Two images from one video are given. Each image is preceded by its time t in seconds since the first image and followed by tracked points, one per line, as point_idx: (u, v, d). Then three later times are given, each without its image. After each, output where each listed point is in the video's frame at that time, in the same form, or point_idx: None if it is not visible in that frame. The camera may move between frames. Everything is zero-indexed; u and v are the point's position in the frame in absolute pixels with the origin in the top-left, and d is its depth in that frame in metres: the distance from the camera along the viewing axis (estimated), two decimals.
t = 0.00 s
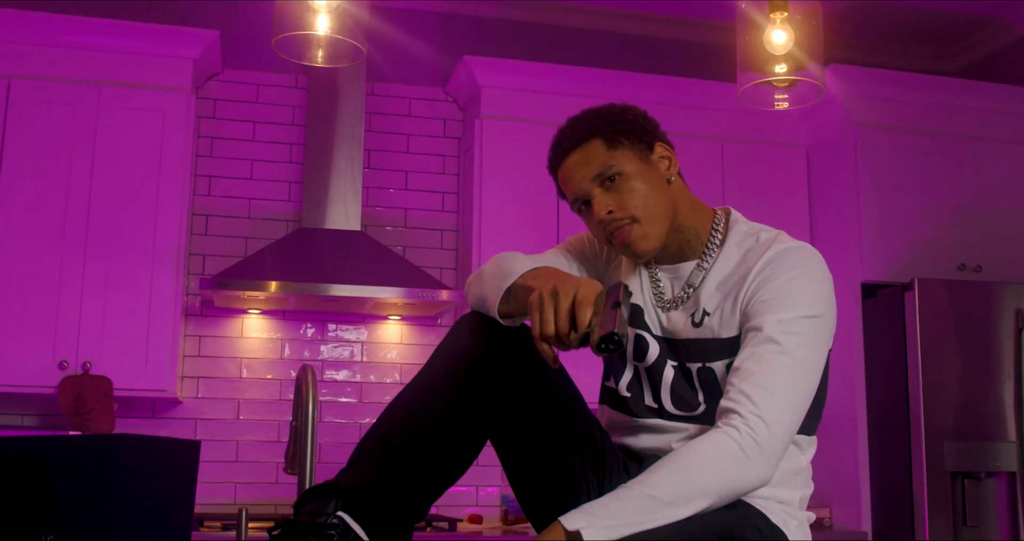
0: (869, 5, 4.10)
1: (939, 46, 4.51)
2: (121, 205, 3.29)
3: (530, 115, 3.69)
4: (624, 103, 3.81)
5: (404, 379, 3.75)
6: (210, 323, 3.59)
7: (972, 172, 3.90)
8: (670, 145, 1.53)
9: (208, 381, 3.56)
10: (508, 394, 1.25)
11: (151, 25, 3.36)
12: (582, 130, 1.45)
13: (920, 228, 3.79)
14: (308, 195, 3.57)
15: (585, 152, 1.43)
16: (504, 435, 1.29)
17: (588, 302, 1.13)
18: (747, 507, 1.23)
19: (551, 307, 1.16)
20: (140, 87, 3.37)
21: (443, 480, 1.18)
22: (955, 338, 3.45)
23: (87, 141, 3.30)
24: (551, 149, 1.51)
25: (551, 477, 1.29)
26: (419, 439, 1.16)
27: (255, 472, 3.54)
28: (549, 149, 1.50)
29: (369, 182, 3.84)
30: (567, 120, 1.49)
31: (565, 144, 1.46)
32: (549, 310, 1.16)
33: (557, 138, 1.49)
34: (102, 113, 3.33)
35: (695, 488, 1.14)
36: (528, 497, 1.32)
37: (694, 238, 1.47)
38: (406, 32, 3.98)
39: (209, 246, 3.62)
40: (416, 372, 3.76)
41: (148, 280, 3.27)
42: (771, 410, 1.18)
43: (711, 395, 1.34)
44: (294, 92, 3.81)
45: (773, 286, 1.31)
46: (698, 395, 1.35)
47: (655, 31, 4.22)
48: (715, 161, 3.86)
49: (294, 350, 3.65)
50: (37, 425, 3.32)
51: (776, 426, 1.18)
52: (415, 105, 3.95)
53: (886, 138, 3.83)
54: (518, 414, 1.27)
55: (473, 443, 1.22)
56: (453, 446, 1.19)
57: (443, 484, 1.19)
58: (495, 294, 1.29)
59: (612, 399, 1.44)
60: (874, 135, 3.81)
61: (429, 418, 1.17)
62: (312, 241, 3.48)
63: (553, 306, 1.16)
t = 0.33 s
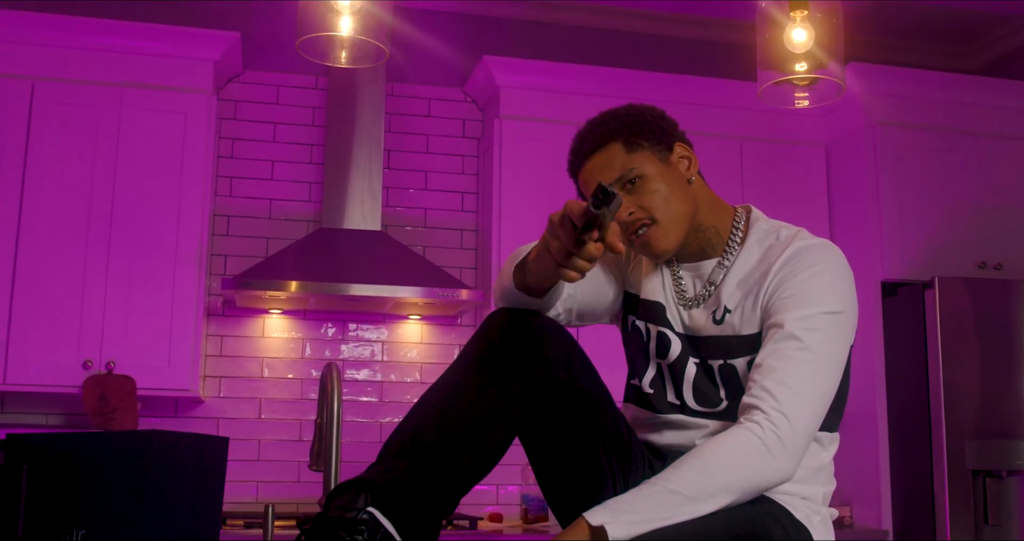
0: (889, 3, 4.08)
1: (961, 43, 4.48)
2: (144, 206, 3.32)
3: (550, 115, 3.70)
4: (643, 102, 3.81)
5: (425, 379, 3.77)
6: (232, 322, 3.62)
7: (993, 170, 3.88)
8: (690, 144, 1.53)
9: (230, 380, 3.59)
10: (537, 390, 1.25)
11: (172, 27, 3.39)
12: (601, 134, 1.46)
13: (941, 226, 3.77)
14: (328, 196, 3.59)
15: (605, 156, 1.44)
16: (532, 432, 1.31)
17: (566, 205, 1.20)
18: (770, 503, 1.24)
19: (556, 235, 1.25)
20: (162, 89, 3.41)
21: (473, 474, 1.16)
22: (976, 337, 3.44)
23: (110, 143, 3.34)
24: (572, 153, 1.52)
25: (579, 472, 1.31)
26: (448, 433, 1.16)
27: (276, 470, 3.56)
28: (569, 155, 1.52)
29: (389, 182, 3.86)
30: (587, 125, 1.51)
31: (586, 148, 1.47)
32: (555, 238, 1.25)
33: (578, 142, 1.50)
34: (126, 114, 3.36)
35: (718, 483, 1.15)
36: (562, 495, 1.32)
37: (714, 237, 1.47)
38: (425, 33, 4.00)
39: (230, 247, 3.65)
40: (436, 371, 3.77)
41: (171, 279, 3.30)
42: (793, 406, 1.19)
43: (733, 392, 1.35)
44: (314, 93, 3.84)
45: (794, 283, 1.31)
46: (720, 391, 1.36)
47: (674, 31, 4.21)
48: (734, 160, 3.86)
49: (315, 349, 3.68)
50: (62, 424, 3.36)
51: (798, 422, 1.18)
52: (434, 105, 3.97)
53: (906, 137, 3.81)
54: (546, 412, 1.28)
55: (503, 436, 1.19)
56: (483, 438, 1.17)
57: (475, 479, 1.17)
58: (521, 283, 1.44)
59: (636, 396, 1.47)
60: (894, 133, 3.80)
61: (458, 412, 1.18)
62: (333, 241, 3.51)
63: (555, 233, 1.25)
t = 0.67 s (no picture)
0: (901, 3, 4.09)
1: (972, 44, 4.49)
2: (160, 207, 3.35)
3: (562, 115, 3.72)
4: (654, 103, 3.83)
5: (438, 378, 3.78)
6: (247, 322, 3.64)
7: (1004, 171, 3.88)
8: (708, 147, 1.54)
9: (244, 379, 3.62)
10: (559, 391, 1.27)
11: (187, 29, 3.42)
12: (619, 139, 1.47)
13: (952, 227, 3.78)
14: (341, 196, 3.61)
15: (624, 161, 1.46)
16: (554, 431, 1.33)
17: (601, 222, 1.24)
18: (790, 501, 1.26)
19: (590, 250, 1.28)
20: (177, 90, 3.44)
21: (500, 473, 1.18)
22: (987, 337, 3.45)
23: (126, 144, 3.36)
24: (591, 158, 1.54)
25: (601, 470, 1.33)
26: (474, 433, 1.18)
27: (291, 469, 3.58)
28: (589, 159, 1.53)
29: (402, 182, 3.88)
30: (605, 129, 1.52)
31: (605, 152, 1.48)
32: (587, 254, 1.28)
33: (596, 147, 1.51)
34: (141, 115, 3.39)
35: (740, 481, 1.16)
36: (586, 496, 1.35)
37: (733, 238, 1.48)
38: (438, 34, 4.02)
39: (245, 247, 3.68)
40: (449, 371, 3.79)
41: (186, 279, 3.33)
42: (813, 405, 1.20)
43: (752, 392, 1.36)
44: (328, 95, 3.86)
45: (812, 284, 1.32)
46: (739, 390, 1.38)
47: (686, 32, 4.22)
48: (745, 160, 3.87)
49: (330, 349, 3.71)
50: (78, 423, 3.38)
51: (818, 421, 1.20)
52: (447, 106, 3.99)
53: (918, 137, 3.81)
54: (570, 412, 1.30)
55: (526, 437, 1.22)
56: (507, 438, 1.19)
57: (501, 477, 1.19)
58: (549, 287, 1.45)
59: (656, 395, 1.49)
60: (906, 133, 3.80)
61: (483, 412, 1.20)
62: (347, 241, 3.53)
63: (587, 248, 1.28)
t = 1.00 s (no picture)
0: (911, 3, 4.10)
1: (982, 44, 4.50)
2: (174, 206, 3.37)
3: (574, 115, 3.73)
4: (665, 103, 3.84)
5: (450, 377, 3.80)
6: (260, 321, 3.66)
7: (1014, 171, 3.89)
8: (732, 149, 1.55)
9: (258, 378, 3.64)
10: (590, 392, 1.30)
11: (201, 29, 3.44)
12: (644, 143, 1.49)
13: (963, 226, 3.79)
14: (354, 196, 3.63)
15: (649, 165, 1.47)
16: (584, 432, 1.36)
17: (631, 225, 1.25)
18: (816, 499, 1.27)
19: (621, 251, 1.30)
20: (192, 90, 3.46)
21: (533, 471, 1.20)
22: (997, 336, 3.46)
23: (141, 144, 3.39)
24: (616, 162, 1.55)
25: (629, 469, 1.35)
26: (507, 432, 1.20)
27: (304, 468, 3.60)
28: (613, 163, 1.55)
29: (413, 182, 3.90)
30: (630, 133, 1.54)
31: (629, 157, 1.50)
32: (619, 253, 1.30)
33: (621, 151, 1.53)
34: (156, 115, 3.41)
35: (768, 479, 1.18)
36: (614, 493, 1.37)
37: (756, 239, 1.50)
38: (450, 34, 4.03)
39: (258, 246, 3.70)
40: (461, 369, 3.81)
41: (201, 278, 3.35)
42: (840, 405, 1.22)
43: (778, 391, 1.38)
44: (340, 95, 3.88)
45: (837, 285, 1.34)
46: (764, 390, 1.40)
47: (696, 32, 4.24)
48: (755, 160, 3.88)
49: (345, 348, 3.73)
50: (93, 421, 3.40)
51: (845, 420, 1.22)
52: (459, 106, 4.00)
53: (928, 137, 3.83)
54: (599, 411, 1.32)
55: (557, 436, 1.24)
56: (539, 437, 1.21)
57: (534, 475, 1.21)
58: (578, 288, 1.47)
59: (680, 394, 1.50)
60: (916, 133, 3.82)
61: (515, 412, 1.22)
62: (361, 242, 3.54)
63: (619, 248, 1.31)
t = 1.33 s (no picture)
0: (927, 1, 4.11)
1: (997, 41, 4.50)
2: (194, 204, 3.39)
3: (590, 113, 3.75)
4: (682, 101, 3.85)
5: (467, 373, 3.82)
6: (278, 317, 3.68)
7: None
8: (769, 148, 1.57)
9: (277, 374, 3.66)
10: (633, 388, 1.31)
11: (221, 27, 3.46)
12: (683, 142, 1.51)
13: (978, 224, 3.80)
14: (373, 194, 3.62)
15: (688, 164, 1.49)
16: (627, 428, 1.38)
17: (672, 218, 1.28)
18: (856, 493, 1.29)
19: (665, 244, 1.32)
20: (211, 88, 3.48)
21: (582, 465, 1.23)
22: (1013, 333, 3.48)
23: (161, 142, 3.40)
24: (653, 161, 1.57)
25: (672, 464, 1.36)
26: (556, 428, 1.24)
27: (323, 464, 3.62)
28: (651, 162, 1.56)
29: (430, 179, 3.92)
30: (667, 132, 1.55)
31: (668, 156, 1.52)
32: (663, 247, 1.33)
33: (659, 150, 1.54)
34: (176, 113, 3.43)
35: (811, 473, 1.19)
36: (652, 490, 1.38)
37: (793, 237, 1.51)
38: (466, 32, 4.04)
39: (276, 243, 3.71)
40: (479, 366, 3.83)
41: (221, 275, 3.37)
42: (881, 400, 1.24)
43: (816, 387, 1.41)
44: (357, 92, 3.90)
45: (875, 282, 1.35)
46: (802, 386, 1.42)
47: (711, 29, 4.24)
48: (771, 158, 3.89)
49: (364, 344, 3.75)
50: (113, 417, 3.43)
51: (886, 415, 1.23)
52: (475, 103, 4.02)
53: (944, 135, 3.84)
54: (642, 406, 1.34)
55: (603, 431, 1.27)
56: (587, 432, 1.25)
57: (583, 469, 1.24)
58: (620, 285, 1.49)
59: (717, 389, 1.53)
60: (932, 131, 3.82)
61: (562, 409, 1.26)
62: (379, 239, 3.55)
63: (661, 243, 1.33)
